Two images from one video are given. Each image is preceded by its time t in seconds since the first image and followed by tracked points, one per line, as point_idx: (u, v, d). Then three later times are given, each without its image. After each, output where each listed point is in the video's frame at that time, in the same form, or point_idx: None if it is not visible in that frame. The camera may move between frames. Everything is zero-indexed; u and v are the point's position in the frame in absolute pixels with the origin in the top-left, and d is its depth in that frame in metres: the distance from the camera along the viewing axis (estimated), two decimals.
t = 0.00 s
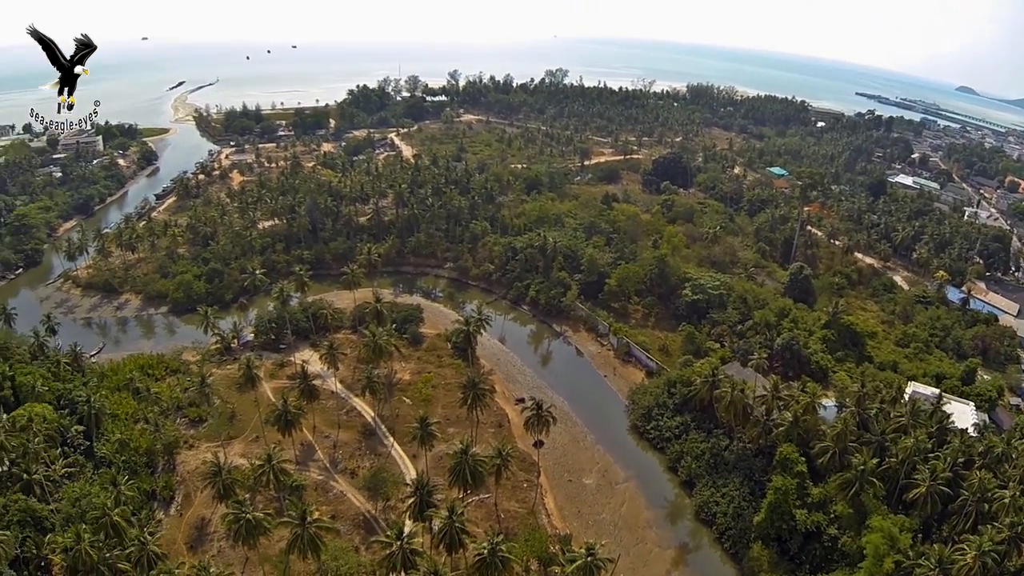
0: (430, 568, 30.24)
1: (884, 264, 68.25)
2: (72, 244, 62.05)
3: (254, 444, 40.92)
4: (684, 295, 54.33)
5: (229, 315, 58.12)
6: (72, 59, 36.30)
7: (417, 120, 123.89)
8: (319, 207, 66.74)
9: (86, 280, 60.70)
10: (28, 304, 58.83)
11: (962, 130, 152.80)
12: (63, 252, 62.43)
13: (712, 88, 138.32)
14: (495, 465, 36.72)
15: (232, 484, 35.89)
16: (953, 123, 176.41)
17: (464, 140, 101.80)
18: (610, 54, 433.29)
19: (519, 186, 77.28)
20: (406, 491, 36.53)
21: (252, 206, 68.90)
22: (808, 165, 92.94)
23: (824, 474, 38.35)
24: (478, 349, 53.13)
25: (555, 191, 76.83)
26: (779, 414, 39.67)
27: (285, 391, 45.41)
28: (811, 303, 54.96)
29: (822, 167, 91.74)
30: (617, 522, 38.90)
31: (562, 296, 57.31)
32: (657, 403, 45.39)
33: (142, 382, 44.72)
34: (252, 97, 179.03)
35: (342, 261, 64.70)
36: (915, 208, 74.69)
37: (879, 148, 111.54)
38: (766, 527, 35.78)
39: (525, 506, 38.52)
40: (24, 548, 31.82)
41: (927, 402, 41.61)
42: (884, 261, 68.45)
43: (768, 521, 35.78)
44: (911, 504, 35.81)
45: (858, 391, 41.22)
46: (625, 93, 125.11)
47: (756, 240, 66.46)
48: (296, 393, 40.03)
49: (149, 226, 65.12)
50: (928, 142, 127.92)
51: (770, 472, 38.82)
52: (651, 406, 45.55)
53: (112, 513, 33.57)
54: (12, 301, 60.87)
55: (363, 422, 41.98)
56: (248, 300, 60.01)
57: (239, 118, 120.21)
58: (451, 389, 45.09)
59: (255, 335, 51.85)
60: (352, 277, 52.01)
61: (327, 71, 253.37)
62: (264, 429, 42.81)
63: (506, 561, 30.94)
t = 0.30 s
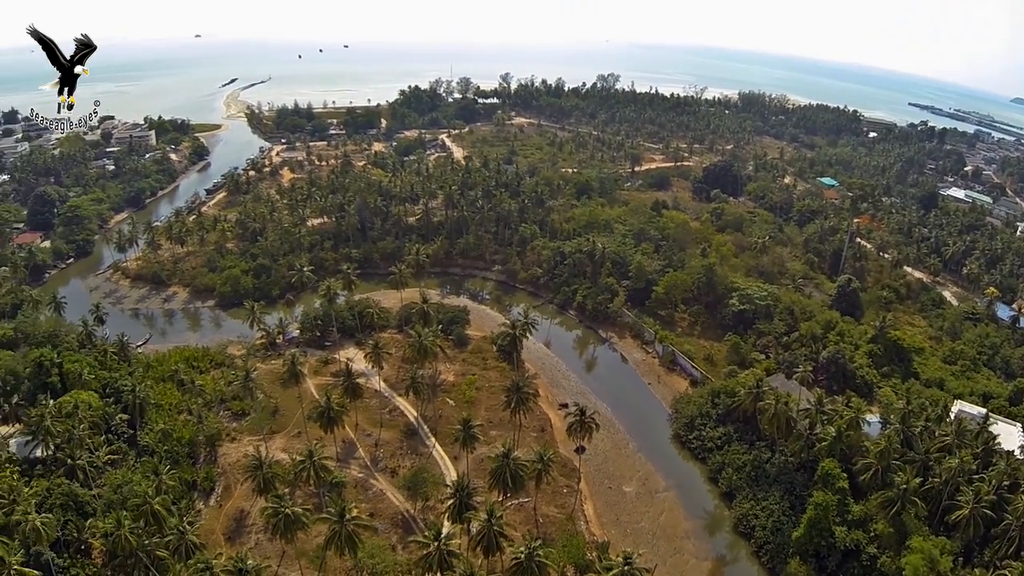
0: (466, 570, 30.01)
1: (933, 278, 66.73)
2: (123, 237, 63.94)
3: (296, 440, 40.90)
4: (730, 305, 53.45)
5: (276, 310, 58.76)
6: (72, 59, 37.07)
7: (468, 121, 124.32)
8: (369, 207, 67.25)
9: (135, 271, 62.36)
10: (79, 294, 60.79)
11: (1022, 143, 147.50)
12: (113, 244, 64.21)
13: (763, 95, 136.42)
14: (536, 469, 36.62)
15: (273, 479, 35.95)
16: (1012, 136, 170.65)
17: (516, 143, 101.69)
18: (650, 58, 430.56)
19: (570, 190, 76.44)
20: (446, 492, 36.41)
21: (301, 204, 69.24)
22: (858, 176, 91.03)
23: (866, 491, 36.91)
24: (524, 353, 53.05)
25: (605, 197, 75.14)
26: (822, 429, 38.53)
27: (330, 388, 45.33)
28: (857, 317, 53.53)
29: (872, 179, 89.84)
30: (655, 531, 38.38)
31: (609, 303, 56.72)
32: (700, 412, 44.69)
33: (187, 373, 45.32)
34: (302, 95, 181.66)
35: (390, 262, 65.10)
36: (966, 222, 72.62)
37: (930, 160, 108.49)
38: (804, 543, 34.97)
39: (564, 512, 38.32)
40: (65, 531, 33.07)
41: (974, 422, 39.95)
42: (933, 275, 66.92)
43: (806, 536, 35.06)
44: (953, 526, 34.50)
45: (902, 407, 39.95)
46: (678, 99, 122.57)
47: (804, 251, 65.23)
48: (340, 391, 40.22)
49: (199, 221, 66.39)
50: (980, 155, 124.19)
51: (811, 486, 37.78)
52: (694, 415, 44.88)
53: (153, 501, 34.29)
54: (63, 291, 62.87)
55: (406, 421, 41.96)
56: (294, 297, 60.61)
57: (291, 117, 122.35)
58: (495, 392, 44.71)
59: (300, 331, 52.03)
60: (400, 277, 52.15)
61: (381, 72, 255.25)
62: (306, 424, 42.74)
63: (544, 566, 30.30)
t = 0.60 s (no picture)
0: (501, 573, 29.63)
1: (981, 294, 64.95)
2: (171, 230, 65.70)
3: (336, 436, 40.91)
4: (774, 315, 52.49)
5: (321, 307, 59.09)
6: (72, 60, 37.53)
7: (517, 124, 124.66)
8: (416, 207, 67.47)
9: (182, 264, 63.89)
10: (126, 284, 62.57)
11: None
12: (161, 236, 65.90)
13: (812, 103, 134.30)
14: (574, 474, 36.37)
15: (312, 474, 35.71)
16: None
17: (564, 147, 101.46)
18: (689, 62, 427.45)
19: (617, 196, 75.69)
20: (484, 494, 36.21)
21: (350, 202, 69.88)
22: (907, 187, 89.06)
23: (905, 510, 36.13)
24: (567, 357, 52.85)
25: (653, 203, 74.58)
26: (864, 444, 37.53)
27: (371, 386, 45.13)
28: (902, 331, 52.32)
29: (921, 191, 87.87)
30: (691, 541, 37.84)
31: (654, 309, 56.04)
32: (740, 423, 44.00)
33: (230, 367, 45.69)
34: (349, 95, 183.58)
35: (436, 262, 65.23)
36: (1018, 237, 70.44)
37: (982, 172, 105.32)
38: (841, 559, 33.99)
39: (601, 518, 38.03)
40: (103, 516, 33.85)
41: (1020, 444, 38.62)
42: (981, 291, 65.09)
43: (843, 553, 34.01)
44: (994, 550, 33.34)
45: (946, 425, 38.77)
46: (727, 106, 120.83)
47: (851, 262, 64.00)
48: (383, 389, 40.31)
49: (246, 216, 67.43)
50: None
51: (850, 502, 36.76)
52: (735, 426, 44.19)
53: (190, 492, 34.65)
54: (111, 281, 64.75)
55: (447, 422, 41.87)
56: (339, 294, 60.97)
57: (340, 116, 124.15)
58: (537, 396, 44.26)
59: (344, 328, 52.16)
60: (445, 277, 51.89)
61: (429, 73, 256.21)
62: (346, 421, 42.62)
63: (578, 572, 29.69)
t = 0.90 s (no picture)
0: None
1: None
2: (222, 225, 67.75)
3: (378, 435, 40.76)
4: (822, 328, 51.71)
5: (368, 305, 59.44)
6: (72, 60, 37.78)
7: (570, 128, 124.13)
8: (467, 208, 67.18)
9: (231, 259, 65.58)
10: (177, 276, 64.54)
11: None
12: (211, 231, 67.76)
13: (867, 114, 131.21)
14: (616, 483, 35.95)
15: (353, 472, 35.44)
16: None
17: (615, 153, 100.77)
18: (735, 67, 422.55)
19: (668, 203, 74.58)
20: (525, 499, 35.90)
21: (400, 202, 69.86)
22: (961, 202, 86.61)
23: (948, 533, 34.97)
24: (613, 365, 52.64)
25: (704, 212, 73.44)
26: (908, 464, 36.51)
27: (416, 386, 44.46)
28: (952, 350, 51.05)
29: (976, 206, 85.27)
30: (729, 555, 37.14)
31: (702, 319, 55.23)
32: (784, 437, 43.11)
33: (275, 362, 45.80)
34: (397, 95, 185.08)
35: (486, 263, 65.14)
36: None
37: None
38: None
39: (639, 527, 37.64)
40: (144, 503, 33.85)
41: None
42: None
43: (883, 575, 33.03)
44: None
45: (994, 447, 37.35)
46: (780, 115, 118.17)
47: (901, 276, 62.83)
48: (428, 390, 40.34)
49: (297, 213, 68.41)
50: None
51: (891, 522, 35.67)
52: (779, 440, 43.31)
53: (231, 483, 34.71)
54: (162, 272, 66.76)
55: (490, 425, 41.75)
56: (388, 293, 61.07)
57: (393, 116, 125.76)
58: (582, 402, 43.66)
59: (391, 328, 52.11)
60: (495, 280, 51.48)
61: (482, 75, 256.23)
62: (390, 420, 42.26)
63: None
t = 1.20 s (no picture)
0: None
1: None
2: (273, 220, 69.14)
3: (421, 434, 40.25)
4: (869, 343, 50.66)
5: (416, 305, 59.49)
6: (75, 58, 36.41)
7: (621, 133, 122.47)
8: (517, 211, 66.66)
9: (280, 254, 66.78)
10: (226, 269, 66.03)
11: None
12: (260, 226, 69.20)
13: (920, 125, 127.37)
14: (656, 491, 35.37)
15: (394, 470, 34.88)
16: None
17: (666, 159, 99.39)
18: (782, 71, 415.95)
19: (719, 211, 73.12)
20: (565, 505, 35.50)
21: (450, 202, 69.40)
22: (1017, 218, 83.57)
23: (990, 559, 33.40)
24: (658, 373, 52.24)
25: (754, 221, 72.07)
26: (952, 486, 35.08)
27: (461, 388, 44.00)
28: (1001, 369, 49.69)
29: None
30: (767, 570, 36.35)
31: (749, 329, 54.24)
32: (827, 452, 42.12)
33: (320, 358, 45.83)
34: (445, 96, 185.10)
35: (535, 267, 64.57)
36: None
37: None
38: None
39: (677, 538, 37.16)
40: (185, 493, 34.00)
41: None
42: None
43: None
44: None
45: None
46: (832, 125, 114.90)
47: (951, 293, 61.37)
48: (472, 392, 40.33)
49: (347, 211, 69.11)
50: None
51: (932, 544, 34.21)
52: (822, 455, 42.34)
53: (272, 476, 34.25)
54: (210, 265, 68.34)
55: (532, 428, 41.39)
56: (436, 294, 60.96)
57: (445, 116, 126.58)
58: (626, 409, 43.11)
59: (438, 328, 51.58)
60: (543, 283, 51.32)
61: (530, 76, 256.13)
62: (433, 420, 41.77)
63: None
